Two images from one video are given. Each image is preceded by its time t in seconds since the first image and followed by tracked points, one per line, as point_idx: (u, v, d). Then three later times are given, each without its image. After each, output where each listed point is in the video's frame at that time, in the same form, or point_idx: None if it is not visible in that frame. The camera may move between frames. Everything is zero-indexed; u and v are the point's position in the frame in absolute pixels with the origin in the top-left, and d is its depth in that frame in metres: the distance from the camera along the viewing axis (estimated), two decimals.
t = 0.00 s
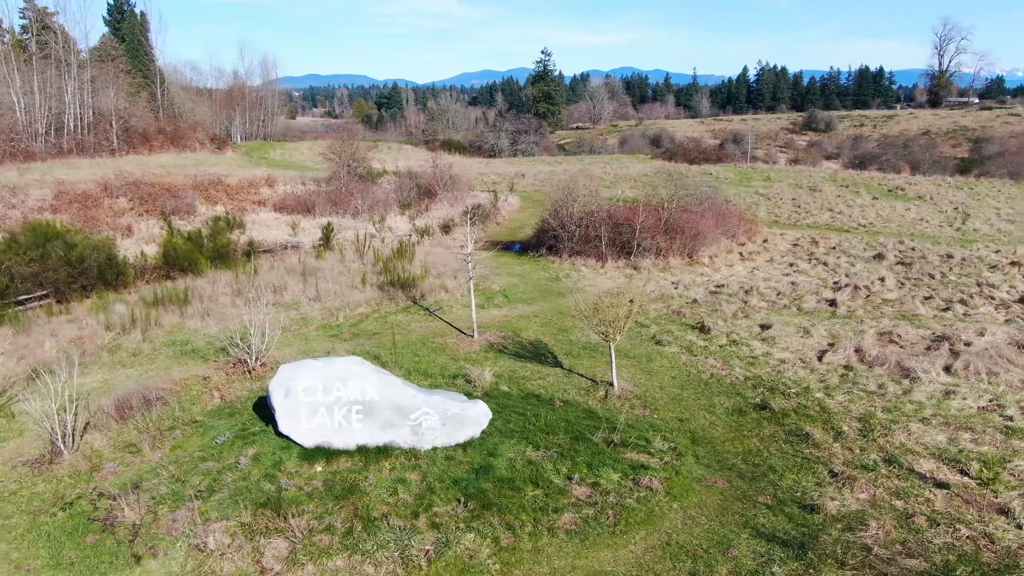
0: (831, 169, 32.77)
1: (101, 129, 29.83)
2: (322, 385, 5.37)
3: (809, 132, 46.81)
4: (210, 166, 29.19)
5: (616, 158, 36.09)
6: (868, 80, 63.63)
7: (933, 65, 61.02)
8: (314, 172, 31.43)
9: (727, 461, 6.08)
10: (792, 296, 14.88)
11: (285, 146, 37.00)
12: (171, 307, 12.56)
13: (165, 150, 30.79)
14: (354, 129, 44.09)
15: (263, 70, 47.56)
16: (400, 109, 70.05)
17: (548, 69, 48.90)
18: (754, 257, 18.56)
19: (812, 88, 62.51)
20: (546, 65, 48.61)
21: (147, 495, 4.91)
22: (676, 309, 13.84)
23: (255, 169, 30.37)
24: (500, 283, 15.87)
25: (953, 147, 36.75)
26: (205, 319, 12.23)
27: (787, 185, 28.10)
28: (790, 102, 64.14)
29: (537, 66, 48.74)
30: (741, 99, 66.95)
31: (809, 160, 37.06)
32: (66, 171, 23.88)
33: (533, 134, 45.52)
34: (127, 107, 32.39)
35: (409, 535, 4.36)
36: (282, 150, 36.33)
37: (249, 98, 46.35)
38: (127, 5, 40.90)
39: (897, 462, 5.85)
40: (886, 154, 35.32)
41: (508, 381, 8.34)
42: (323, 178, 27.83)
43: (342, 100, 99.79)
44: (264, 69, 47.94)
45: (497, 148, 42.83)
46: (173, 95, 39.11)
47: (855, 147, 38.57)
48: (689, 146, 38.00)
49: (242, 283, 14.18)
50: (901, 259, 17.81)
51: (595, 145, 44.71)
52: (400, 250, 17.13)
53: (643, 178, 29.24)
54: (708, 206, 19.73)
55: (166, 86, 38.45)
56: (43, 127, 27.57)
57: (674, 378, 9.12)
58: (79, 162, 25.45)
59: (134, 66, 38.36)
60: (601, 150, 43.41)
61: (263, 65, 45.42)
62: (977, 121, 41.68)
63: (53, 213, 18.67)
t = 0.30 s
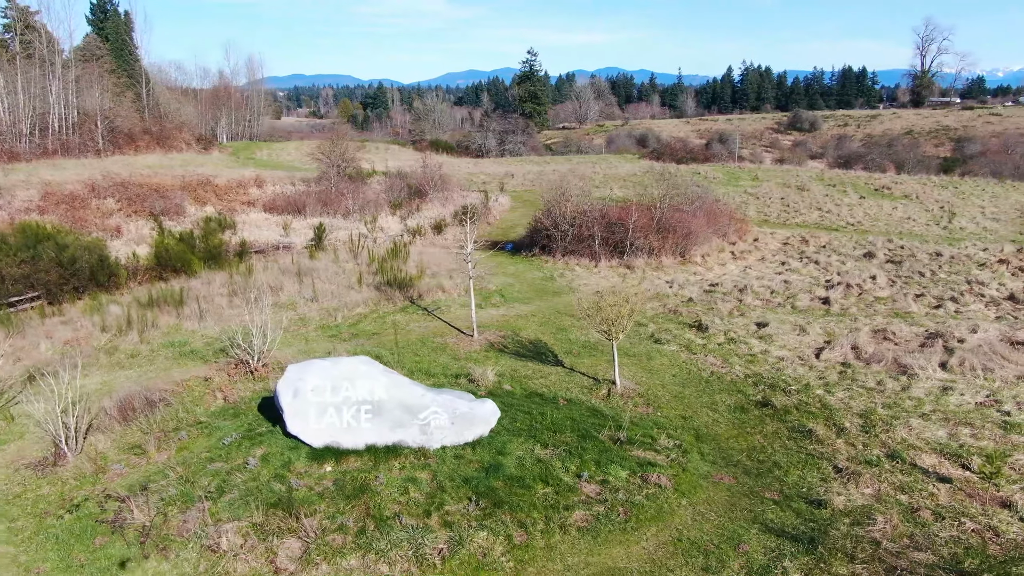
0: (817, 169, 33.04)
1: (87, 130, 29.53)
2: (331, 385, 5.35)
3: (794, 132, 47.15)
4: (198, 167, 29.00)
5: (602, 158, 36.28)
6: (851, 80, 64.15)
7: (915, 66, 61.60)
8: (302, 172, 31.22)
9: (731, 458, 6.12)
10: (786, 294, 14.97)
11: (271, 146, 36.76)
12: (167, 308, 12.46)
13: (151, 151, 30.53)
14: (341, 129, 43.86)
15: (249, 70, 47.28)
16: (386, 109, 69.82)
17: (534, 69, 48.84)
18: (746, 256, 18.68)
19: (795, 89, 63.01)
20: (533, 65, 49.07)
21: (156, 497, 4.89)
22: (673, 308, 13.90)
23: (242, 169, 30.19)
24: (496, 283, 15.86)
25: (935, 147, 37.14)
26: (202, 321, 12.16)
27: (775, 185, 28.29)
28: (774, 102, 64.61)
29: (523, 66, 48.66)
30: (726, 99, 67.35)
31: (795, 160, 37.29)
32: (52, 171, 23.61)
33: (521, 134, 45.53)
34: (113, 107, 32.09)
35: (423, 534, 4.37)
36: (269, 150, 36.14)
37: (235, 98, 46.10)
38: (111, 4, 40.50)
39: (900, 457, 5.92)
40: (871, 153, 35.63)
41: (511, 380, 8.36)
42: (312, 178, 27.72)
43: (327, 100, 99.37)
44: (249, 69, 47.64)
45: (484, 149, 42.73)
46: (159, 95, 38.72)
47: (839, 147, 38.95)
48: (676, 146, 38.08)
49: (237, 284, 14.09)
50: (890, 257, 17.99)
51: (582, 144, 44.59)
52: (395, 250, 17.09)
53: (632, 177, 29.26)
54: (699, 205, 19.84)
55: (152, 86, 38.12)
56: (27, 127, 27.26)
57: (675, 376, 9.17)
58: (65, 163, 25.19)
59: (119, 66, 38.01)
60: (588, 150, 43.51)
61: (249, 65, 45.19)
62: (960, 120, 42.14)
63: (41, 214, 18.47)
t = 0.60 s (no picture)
0: (804, 168, 33.25)
1: (73, 130, 29.29)
2: (339, 385, 5.34)
3: (779, 131, 47.44)
4: (186, 167, 28.82)
5: (591, 158, 36.28)
6: (835, 80, 64.63)
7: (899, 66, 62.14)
8: (291, 172, 31.05)
9: (737, 455, 6.17)
10: (781, 293, 15.07)
11: (259, 147, 36.53)
12: (163, 310, 12.38)
13: (137, 151, 30.32)
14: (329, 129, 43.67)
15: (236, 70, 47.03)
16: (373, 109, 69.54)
17: (521, 69, 48.83)
18: (738, 254, 18.79)
19: (780, 89, 63.40)
20: (518, 65, 48.84)
21: (165, 498, 4.87)
22: (670, 307, 13.96)
23: (230, 170, 30.02)
24: (492, 283, 15.86)
25: (919, 147, 37.51)
26: (199, 322, 12.09)
27: (764, 184, 28.45)
28: (759, 102, 65.01)
29: (509, 66, 48.60)
30: (711, 99, 67.61)
31: (781, 159, 37.51)
32: (38, 172, 23.40)
33: (509, 134, 45.47)
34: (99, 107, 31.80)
35: (436, 533, 4.37)
36: (256, 150, 35.95)
37: (222, 98, 45.88)
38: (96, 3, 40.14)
39: (902, 453, 5.99)
40: (857, 153, 35.92)
41: (515, 379, 8.38)
42: (302, 178, 27.61)
43: (312, 100, 98.82)
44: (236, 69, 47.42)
45: (472, 149, 42.66)
46: (145, 95, 38.36)
47: (824, 147, 39.25)
48: (664, 146, 38.18)
49: (233, 284, 14.03)
50: (881, 256, 18.14)
51: (569, 144, 44.55)
52: (391, 250, 17.06)
53: (621, 177, 29.31)
54: (691, 205, 19.94)
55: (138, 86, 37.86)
56: (11, 128, 26.97)
57: (676, 374, 9.21)
58: (51, 164, 24.97)
59: (105, 66, 37.72)
60: (576, 149, 43.57)
61: (236, 65, 45.00)
62: (944, 120, 42.60)
63: (29, 215, 18.30)
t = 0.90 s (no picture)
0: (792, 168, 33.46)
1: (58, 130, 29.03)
2: (348, 385, 5.35)
3: (765, 131, 47.70)
4: (174, 167, 28.62)
5: (579, 158, 36.31)
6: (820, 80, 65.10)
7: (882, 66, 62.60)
8: (281, 172, 30.90)
9: (742, 452, 6.22)
10: (775, 291, 15.17)
11: (247, 147, 36.32)
12: (160, 311, 12.29)
13: (123, 152, 30.09)
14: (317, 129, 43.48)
15: (223, 70, 46.81)
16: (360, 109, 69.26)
17: (507, 69, 48.77)
18: (731, 253, 18.90)
19: (765, 89, 63.76)
20: (506, 65, 48.76)
21: (174, 499, 4.84)
22: (667, 306, 14.02)
23: (219, 170, 29.83)
24: (489, 283, 15.86)
25: (903, 146, 37.87)
26: (197, 323, 12.02)
27: (754, 183, 28.59)
28: (744, 102, 65.32)
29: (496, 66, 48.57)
30: (697, 99, 67.88)
31: (769, 159, 37.71)
32: (24, 173, 23.17)
33: (497, 134, 45.42)
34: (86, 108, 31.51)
35: (449, 532, 4.39)
36: (244, 151, 35.75)
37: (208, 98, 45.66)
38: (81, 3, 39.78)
39: (905, 448, 6.05)
40: (844, 152, 36.20)
41: (518, 379, 8.40)
42: (292, 179, 27.48)
43: (298, 100, 98.37)
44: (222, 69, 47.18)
45: (461, 149, 42.61)
46: (131, 95, 38.05)
47: (811, 146, 39.52)
48: (652, 146, 38.31)
49: (230, 285, 13.95)
50: (872, 255, 18.29)
51: (556, 144, 44.58)
52: (387, 250, 17.03)
53: (610, 177, 29.38)
54: (683, 204, 20.01)
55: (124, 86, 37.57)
56: None
57: (677, 373, 9.26)
58: (37, 165, 24.73)
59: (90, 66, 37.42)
60: (563, 149, 43.61)
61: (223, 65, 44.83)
62: (928, 119, 43.03)
63: (16, 217, 18.11)
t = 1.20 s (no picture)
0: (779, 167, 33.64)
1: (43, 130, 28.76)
2: (357, 385, 5.33)
3: (751, 131, 47.92)
4: (161, 168, 28.41)
5: (567, 158, 36.31)
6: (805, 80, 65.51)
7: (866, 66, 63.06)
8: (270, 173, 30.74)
9: (746, 448, 6.27)
10: (769, 290, 15.26)
11: (234, 147, 36.08)
12: (157, 312, 12.20)
13: (109, 152, 29.84)
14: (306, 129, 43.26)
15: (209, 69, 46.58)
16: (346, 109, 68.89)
17: (495, 69, 48.66)
18: (723, 252, 19.01)
19: (751, 89, 64.05)
20: (493, 65, 48.56)
21: (185, 500, 4.83)
22: (664, 304, 14.07)
23: (207, 171, 29.63)
24: (486, 282, 15.85)
25: (889, 145, 38.20)
26: (195, 323, 11.94)
27: (744, 183, 28.72)
28: (730, 102, 65.55)
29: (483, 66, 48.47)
30: (683, 99, 68.12)
31: (756, 159, 37.90)
32: (9, 174, 22.92)
33: (485, 133, 45.36)
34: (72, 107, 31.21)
35: (462, 530, 4.40)
36: (231, 151, 35.53)
37: (194, 98, 45.43)
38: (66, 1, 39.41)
39: (908, 444, 6.12)
40: (831, 152, 36.46)
41: (521, 377, 8.44)
42: (282, 179, 27.35)
43: (282, 100, 97.96)
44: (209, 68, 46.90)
45: (449, 149, 42.50)
46: (117, 94, 37.68)
47: (797, 146, 39.77)
48: (640, 146, 38.40)
49: (226, 286, 13.87)
50: (863, 253, 18.44)
51: (544, 143, 44.60)
52: (382, 250, 17.00)
53: (600, 176, 29.42)
54: (675, 203, 20.08)
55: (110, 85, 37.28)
56: None
57: (678, 370, 9.30)
58: (23, 165, 24.48)
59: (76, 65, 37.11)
60: (551, 149, 43.60)
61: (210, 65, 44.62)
62: (913, 119, 43.45)
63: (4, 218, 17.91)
